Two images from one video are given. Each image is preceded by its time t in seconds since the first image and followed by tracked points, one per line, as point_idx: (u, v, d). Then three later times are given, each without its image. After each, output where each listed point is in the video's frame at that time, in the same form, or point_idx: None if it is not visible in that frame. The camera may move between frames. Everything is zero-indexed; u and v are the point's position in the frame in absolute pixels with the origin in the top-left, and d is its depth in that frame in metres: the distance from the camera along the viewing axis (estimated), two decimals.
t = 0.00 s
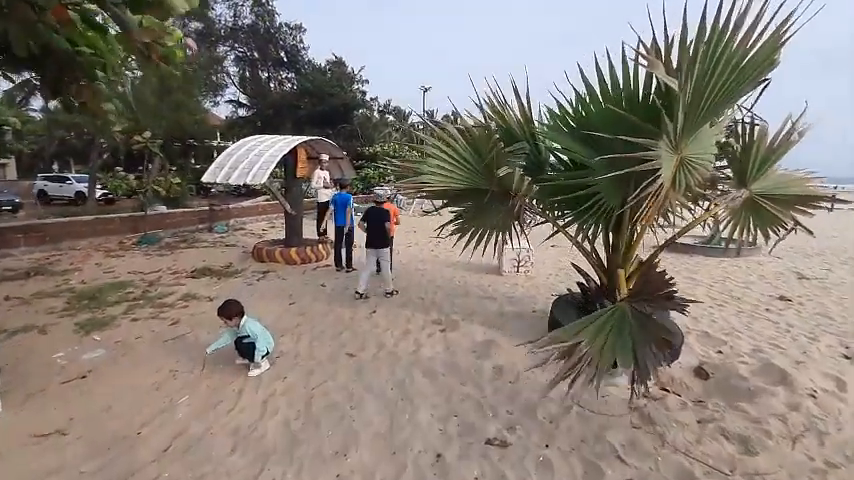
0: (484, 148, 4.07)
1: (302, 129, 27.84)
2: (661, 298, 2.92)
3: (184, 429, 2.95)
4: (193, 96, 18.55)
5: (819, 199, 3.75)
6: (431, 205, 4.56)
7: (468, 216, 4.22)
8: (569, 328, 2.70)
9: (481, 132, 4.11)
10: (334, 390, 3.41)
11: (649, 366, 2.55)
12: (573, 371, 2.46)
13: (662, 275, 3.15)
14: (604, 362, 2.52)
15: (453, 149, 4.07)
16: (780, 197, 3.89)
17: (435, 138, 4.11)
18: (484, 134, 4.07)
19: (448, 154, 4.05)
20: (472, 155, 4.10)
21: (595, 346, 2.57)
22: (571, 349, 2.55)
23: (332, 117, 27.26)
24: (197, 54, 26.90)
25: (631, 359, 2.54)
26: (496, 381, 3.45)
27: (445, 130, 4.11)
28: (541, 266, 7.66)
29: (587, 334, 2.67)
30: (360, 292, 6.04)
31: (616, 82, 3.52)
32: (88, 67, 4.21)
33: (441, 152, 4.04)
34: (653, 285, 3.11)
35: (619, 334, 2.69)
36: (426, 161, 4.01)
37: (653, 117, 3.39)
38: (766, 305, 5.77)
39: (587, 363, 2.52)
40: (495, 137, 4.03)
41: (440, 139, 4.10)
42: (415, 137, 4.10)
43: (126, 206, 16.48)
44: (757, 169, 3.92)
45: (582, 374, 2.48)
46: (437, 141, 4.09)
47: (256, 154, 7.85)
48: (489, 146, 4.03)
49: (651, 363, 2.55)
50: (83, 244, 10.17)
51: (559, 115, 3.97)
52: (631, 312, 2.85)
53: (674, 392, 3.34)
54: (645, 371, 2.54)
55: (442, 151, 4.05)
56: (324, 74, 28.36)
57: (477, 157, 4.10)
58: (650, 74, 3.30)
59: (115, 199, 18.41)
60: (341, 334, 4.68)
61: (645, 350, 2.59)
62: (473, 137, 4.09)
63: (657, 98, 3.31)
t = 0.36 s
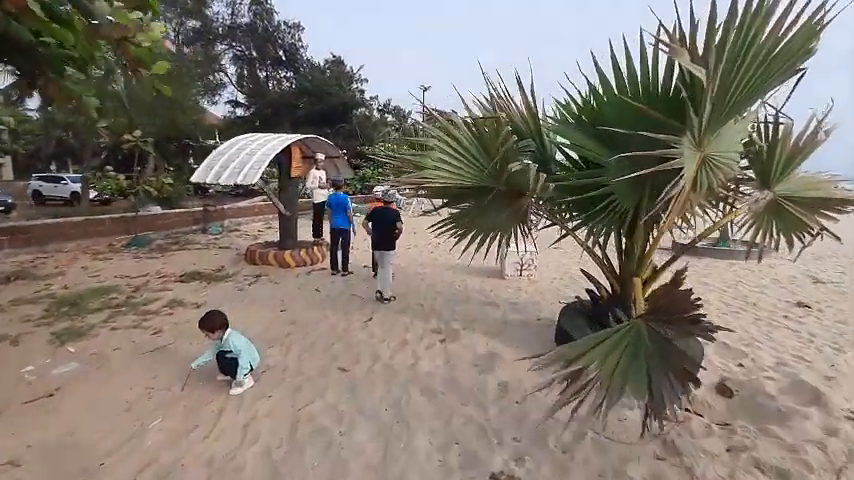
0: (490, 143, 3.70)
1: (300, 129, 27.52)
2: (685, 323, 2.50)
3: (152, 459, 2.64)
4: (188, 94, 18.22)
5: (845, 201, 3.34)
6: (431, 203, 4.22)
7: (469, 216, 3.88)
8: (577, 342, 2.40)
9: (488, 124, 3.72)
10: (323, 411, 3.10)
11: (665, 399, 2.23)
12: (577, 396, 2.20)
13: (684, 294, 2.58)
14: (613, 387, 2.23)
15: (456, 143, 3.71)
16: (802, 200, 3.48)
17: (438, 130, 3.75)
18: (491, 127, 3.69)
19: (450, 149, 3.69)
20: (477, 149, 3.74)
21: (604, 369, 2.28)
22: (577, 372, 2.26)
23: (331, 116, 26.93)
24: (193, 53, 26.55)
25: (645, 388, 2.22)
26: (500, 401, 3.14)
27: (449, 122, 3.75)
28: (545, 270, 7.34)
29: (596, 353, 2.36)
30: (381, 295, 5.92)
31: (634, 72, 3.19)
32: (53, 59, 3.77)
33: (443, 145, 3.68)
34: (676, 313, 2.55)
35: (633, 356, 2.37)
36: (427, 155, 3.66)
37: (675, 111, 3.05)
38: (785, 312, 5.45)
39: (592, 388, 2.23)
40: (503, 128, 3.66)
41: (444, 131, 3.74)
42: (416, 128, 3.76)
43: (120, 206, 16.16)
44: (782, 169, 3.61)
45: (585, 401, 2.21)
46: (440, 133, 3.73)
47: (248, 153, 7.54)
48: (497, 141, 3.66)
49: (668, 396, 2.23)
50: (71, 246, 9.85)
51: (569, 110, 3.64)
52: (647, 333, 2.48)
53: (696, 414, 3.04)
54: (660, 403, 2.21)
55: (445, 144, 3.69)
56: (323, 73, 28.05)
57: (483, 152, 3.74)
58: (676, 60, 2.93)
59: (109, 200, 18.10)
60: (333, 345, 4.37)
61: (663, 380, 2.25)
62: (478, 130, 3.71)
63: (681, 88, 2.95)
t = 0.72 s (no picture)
0: (495, 140, 3.43)
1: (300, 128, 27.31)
2: (707, 343, 2.03)
3: None
4: (185, 93, 17.98)
5: None
6: (431, 202, 3.98)
7: (471, 218, 3.66)
8: (577, 354, 2.04)
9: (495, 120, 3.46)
10: (315, 431, 2.88)
11: (682, 429, 1.83)
12: (578, 416, 1.88)
13: (707, 312, 2.11)
14: (621, 407, 1.86)
15: (459, 141, 3.48)
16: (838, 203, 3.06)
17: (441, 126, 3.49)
18: (498, 121, 3.42)
19: (453, 146, 3.46)
20: (482, 146, 3.49)
21: (610, 388, 1.92)
22: (580, 389, 1.93)
23: (331, 115, 26.70)
24: (192, 52, 26.29)
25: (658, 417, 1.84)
26: (506, 419, 2.91)
27: (451, 116, 3.49)
28: (549, 273, 7.10)
29: (604, 369, 2.01)
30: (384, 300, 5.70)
31: (654, 64, 2.96)
32: (18, 54, 3.39)
33: (445, 142, 3.47)
34: (697, 331, 2.08)
35: (648, 371, 1.98)
36: (428, 153, 3.45)
37: (699, 106, 2.81)
38: (801, 318, 5.22)
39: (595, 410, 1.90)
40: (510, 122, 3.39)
41: (446, 127, 3.51)
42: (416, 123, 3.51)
43: (116, 207, 15.94)
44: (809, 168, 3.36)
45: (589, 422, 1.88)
46: (443, 129, 3.50)
47: (242, 152, 7.29)
48: (503, 139, 3.38)
49: (685, 426, 1.82)
50: (63, 247, 9.63)
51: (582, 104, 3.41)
52: (663, 349, 2.03)
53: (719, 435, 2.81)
54: (676, 436, 1.81)
55: (447, 142, 3.48)
56: (323, 72, 27.85)
57: (488, 151, 3.49)
58: (703, 51, 2.70)
59: (105, 200, 17.88)
60: (328, 355, 4.14)
61: (681, 405, 1.85)
62: (483, 126, 3.44)
63: (706, 82, 2.73)
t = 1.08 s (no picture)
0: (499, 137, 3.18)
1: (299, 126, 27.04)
2: (773, 358, 1.64)
3: None
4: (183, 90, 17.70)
5: None
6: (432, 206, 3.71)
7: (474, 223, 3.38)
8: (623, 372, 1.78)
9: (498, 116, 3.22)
10: (307, 451, 2.64)
11: (757, 460, 1.51)
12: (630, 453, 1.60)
13: (771, 320, 1.67)
14: (680, 438, 1.57)
15: (460, 139, 3.22)
16: None
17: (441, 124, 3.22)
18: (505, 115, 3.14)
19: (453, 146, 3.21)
20: (485, 145, 3.24)
21: (665, 414, 1.64)
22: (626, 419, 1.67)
23: (331, 114, 26.42)
24: (190, 49, 26.02)
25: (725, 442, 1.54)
26: (517, 440, 2.66)
27: (450, 113, 3.21)
28: (555, 275, 6.84)
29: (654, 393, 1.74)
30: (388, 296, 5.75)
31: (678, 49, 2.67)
32: None
33: (445, 142, 3.21)
34: (761, 345, 1.68)
35: (701, 391, 1.70)
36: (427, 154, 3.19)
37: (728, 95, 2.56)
38: (823, 323, 4.96)
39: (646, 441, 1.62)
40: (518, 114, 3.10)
41: (445, 125, 3.25)
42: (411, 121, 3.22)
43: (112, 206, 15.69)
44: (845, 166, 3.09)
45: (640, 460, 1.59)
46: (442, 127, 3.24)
47: (236, 149, 7.03)
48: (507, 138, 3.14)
49: (759, 454, 1.50)
50: (54, 248, 9.36)
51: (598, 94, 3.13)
52: (717, 368, 1.74)
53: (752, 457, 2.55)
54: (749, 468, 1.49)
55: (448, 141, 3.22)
56: (323, 70, 27.58)
57: (492, 150, 3.24)
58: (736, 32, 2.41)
59: (102, 199, 17.62)
60: (324, 364, 3.89)
61: (748, 430, 1.54)
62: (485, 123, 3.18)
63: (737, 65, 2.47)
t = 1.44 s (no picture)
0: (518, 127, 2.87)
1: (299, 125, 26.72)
2: None
3: None
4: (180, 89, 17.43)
5: None
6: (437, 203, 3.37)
7: (487, 219, 3.11)
8: (688, 428, 1.51)
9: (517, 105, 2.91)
10: None
11: None
12: None
13: None
14: None
15: (475, 127, 2.91)
16: None
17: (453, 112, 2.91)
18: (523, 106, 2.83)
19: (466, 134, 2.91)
20: (502, 136, 2.93)
21: None
22: None
23: (331, 112, 26.09)
24: (189, 47, 25.75)
25: None
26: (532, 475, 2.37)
27: (466, 98, 2.91)
28: (563, 279, 6.54)
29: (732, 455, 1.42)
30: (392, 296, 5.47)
31: (720, 32, 2.39)
32: None
33: (458, 130, 2.91)
34: None
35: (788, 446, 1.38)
36: (438, 142, 2.90)
37: (785, 83, 2.30)
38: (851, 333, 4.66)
39: None
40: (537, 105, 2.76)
41: (458, 112, 2.96)
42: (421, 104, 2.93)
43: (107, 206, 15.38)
44: None
45: None
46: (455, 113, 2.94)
47: (230, 147, 6.72)
48: (526, 128, 2.83)
49: None
50: (43, 249, 9.07)
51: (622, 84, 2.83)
52: (801, 414, 1.41)
53: None
54: None
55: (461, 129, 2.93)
56: (323, 68, 27.28)
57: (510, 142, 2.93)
58: (797, 8, 2.11)
59: (98, 199, 17.32)
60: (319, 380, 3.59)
61: None
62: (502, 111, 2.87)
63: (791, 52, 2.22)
